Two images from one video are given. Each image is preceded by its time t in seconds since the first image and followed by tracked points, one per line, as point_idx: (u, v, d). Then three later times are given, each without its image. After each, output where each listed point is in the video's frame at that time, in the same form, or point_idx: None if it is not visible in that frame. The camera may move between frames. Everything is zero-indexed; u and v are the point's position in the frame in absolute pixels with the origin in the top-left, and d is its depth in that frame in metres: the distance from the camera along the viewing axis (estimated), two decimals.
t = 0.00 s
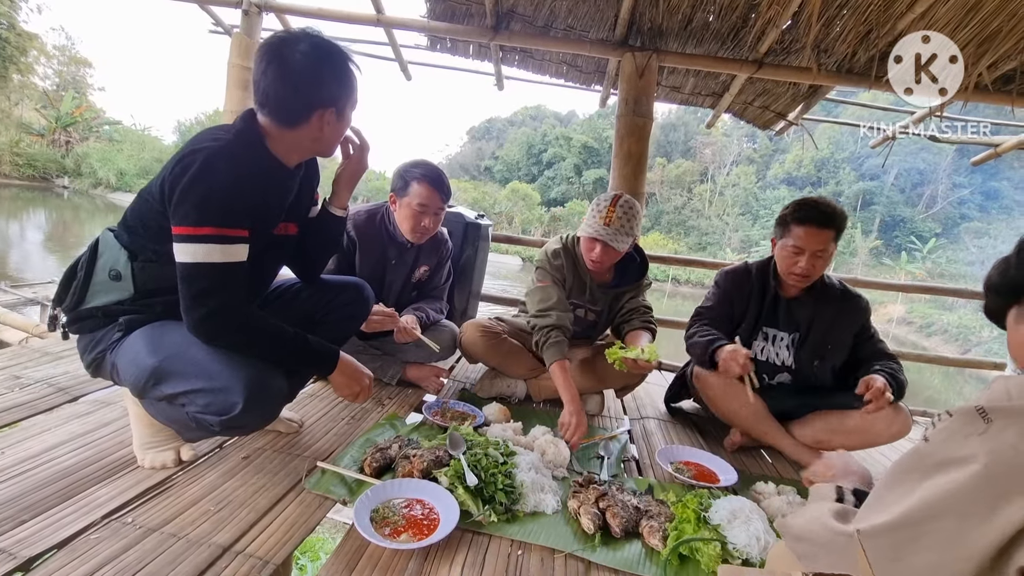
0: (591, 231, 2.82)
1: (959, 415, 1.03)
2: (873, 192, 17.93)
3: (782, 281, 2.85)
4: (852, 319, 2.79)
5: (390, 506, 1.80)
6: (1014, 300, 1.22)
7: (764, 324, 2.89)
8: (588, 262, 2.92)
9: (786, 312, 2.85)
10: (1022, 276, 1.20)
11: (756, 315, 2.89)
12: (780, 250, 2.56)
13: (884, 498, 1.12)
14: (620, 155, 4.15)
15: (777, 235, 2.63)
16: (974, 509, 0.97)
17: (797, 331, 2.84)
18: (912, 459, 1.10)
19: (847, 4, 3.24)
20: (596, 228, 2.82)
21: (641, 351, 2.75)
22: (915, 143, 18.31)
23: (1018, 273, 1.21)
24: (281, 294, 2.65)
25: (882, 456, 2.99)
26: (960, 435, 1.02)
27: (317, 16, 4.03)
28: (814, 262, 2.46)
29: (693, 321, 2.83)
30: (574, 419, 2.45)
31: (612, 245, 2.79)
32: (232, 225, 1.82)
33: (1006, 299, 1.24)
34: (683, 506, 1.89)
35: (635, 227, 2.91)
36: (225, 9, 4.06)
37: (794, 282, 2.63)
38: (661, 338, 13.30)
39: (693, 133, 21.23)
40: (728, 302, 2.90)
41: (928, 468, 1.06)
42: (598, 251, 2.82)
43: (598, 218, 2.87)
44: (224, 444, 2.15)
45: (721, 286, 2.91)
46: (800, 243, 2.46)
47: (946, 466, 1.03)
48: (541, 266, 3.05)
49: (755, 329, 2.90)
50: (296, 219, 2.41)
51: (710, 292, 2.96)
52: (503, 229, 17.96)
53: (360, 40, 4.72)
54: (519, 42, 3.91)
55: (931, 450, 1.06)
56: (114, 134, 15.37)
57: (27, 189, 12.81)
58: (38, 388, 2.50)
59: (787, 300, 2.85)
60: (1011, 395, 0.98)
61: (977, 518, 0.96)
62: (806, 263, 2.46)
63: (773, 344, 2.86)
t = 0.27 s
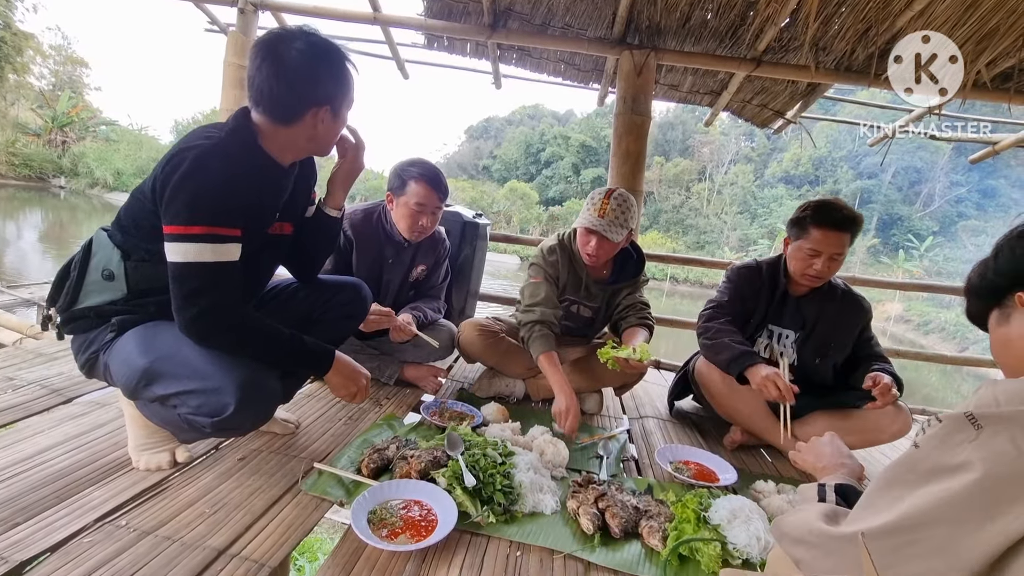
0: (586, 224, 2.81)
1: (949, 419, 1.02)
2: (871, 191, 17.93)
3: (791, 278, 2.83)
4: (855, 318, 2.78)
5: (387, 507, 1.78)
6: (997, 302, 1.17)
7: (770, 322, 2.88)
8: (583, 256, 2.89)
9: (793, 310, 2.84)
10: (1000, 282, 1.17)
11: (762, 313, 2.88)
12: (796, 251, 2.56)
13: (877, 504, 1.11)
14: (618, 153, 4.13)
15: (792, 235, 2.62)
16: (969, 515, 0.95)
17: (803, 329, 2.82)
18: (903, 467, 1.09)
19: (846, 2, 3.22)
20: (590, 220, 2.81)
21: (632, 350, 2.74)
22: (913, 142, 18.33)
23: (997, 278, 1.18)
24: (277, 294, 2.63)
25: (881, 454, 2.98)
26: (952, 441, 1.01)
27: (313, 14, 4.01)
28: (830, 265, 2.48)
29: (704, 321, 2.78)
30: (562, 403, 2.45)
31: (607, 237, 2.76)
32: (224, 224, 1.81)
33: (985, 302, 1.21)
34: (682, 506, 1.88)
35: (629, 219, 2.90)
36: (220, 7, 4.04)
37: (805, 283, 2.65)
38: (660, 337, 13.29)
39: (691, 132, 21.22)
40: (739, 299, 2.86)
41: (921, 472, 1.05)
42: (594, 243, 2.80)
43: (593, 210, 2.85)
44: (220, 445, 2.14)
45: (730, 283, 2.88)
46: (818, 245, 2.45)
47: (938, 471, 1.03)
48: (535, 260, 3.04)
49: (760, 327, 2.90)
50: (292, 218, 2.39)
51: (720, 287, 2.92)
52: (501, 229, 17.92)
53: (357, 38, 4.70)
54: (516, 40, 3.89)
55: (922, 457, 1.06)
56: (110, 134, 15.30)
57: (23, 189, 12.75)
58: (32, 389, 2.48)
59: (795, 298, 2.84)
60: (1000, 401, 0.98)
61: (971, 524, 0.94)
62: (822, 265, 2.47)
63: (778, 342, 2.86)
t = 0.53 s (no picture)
0: (576, 217, 2.82)
1: (942, 419, 1.01)
2: (869, 188, 17.95)
3: (803, 281, 2.82)
4: (864, 320, 2.78)
5: (385, 507, 1.77)
6: (972, 306, 1.17)
7: (778, 324, 2.88)
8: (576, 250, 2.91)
9: (804, 314, 2.83)
10: (976, 287, 1.15)
11: (772, 314, 2.88)
12: (816, 254, 2.57)
13: (873, 503, 1.10)
14: (617, 151, 4.12)
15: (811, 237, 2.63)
16: (965, 514, 0.94)
17: (811, 333, 2.83)
18: (898, 466, 1.08)
19: None
20: (580, 213, 2.82)
21: (624, 344, 2.75)
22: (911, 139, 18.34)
23: (973, 283, 1.16)
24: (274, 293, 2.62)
25: (881, 452, 2.97)
26: (944, 441, 1.00)
27: (310, 11, 3.99)
28: (848, 271, 2.50)
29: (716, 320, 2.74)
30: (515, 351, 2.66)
31: (597, 229, 2.77)
32: (217, 222, 1.79)
33: (962, 305, 1.20)
34: (682, 504, 1.86)
35: (619, 211, 2.87)
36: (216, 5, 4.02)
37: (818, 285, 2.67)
38: (659, 335, 13.29)
39: (690, 130, 21.21)
40: (753, 299, 2.82)
41: (916, 472, 1.04)
42: (584, 237, 2.81)
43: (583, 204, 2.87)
44: (216, 445, 2.12)
45: (742, 283, 2.86)
46: (839, 250, 2.47)
47: (932, 470, 1.02)
48: (518, 252, 3.21)
49: (769, 328, 2.90)
50: (289, 217, 2.38)
51: (732, 287, 2.89)
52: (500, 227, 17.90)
53: (354, 36, 4.68)
54: (514, 37, 3.88)
55: (916, 457, 1.05)
56: (108, 134, 15.23)
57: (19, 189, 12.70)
58: (27, 389, 2.46)
59: (807, 301, 2.82)
60: (990, 400, 0.96)
61: (969, 524, 0.93)
62: (840, 271, 2.50)
63: (784, 344, 2.87)
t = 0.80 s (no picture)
0: (555, 214, 2.83)
1: (936, 418, 1.01)
2: (865, 187, 18.00)
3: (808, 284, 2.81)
4: (865, 324, 2.80)
5: (383, 507, 1.77)
6: (964, 304, 1.17)
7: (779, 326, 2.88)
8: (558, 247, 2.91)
9: (807, 317, 2.83)
10: (967, 285, 1.16)
11: (775, 315, 2.87)
12: (822, 258, 2.57)
13: (869, 502, 1.11)
14: (614, 150, 4.12)
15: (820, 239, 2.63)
16: (960, 513, 0.95)
17: (810, 335, 2.85)
18: (893, 467, 1.08)
19: None
20: (558, 209, 2.83)
21: (606, 341, 2.73)
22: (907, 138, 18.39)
23: (964, 281, 1.16)
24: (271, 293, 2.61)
25: (878, 450, 2.98)
26: (938, 441, 1.00)
27: (306, 11, 3.98)
28: (854, 277, 2.50)
29: (717, 321, 2.74)
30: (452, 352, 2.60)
31: (575, 224, 2.78)
32: (213, 224, 1.78)
33: (954, 303, 1.20)
34: (680, 502, 1.85)
35: (600, 205, 2.89)
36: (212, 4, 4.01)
37: (820, 288, 2.68)
38: (657, 334, 13.31)
39: (687, 129, 21.22)
40: (755, 300, 2.81)
41: (910, 472, 1.05)
42: (565, 233, 2.82)
43: (562, 201, 2.88)
44: (214, 446, 2.12)
45: (745, 283, 2.85)
46: (847, 255, 2.46)
47: (926, 470, 1.02)
48: (503, 251, 3.21)
49: (770, 329, 2.90)
50: (286, 218, 2.38)
51: (735, 287, 2.89)
52: (498, 227, 17.89)
53: (350, 35, 4.68)
54: (511, 37, 3.87)
55: (910, 457, 1.05)
56: (104, 134, 15.17)
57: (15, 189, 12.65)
58: (23, 391, 2.46)
59: (811, 303, 2.82)
60: (983, 399, 0.96)
61: (967, 524, 0.94)
62: (846, 276, 2.50)
63: (784, 346, 2.88)
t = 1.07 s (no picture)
0: (539, 217, 2.84)
1: (935, 418, 1.02)
2: (864, 187, 18.03)
3: (806, 283, 2.81)
4: (863, 322, 2.82)
5: (383, 506, 1.78)
6: (963, 301, 1.18)
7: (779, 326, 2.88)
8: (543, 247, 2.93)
9: (806, 317, 2.83)
10: (967, 282, 1.16)
11: (774, 315, 2.86)
12: (817, 256, 2.59)
13: (868, 502, 1.11)
14: (613, 151, 4.13)
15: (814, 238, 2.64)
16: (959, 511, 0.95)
17: (809, 335, 2.86)
18: (892, 466, 1.09)
19: None
20: (541, 212, 2.84)
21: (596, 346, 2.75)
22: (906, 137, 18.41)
23: (964, 279, 1.17)
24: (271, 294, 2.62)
25: (877, 450, 2.99)
26: (938, 440, 1.01)
27: (305, 12, 3.99)
28: (849, 275, 2.52)
29: (719, 322, 2.73)
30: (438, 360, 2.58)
31: (557, 225, 2.79)
32: (214, 225, 1.79)
33: (954, 300, 1.21)
34: (680, 501, 1.86)
35: (584, 205, 2.90)
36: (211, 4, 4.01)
37: (818, 288, 2.69)
38: (657, 334, 13.31)
39: (686, 129, 21.22)
40: (755, 300, 2.81)
41: (909, 471, 1.05)
42: (549, 235, 2.84)
43: (543, 203, 2.89)
44: (215, 446, 2.12)
45: (743, 283, 2.85)
46: (841, 254, 2.48)
47: (925, 468, 1.03)
48: (493, 254, 3.22)
49: (769, 329, 2.89)
50: (287, 219, 2.38)
51: (734, 287, 2.88)
52: (497, 227, 17.88)
53: (350, 35, 4.68)
54: (510, 37, 3.88)
55: (909, 456, 1.06)
56: (103, 134, 15.15)
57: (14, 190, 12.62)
58: (24, 391, 2.46)
59: (809, 302, 2.83)
60: (982, 399, 0.97)
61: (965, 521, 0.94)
62: (841, 275, 2.51)
63: (783, 346, 2.88)
